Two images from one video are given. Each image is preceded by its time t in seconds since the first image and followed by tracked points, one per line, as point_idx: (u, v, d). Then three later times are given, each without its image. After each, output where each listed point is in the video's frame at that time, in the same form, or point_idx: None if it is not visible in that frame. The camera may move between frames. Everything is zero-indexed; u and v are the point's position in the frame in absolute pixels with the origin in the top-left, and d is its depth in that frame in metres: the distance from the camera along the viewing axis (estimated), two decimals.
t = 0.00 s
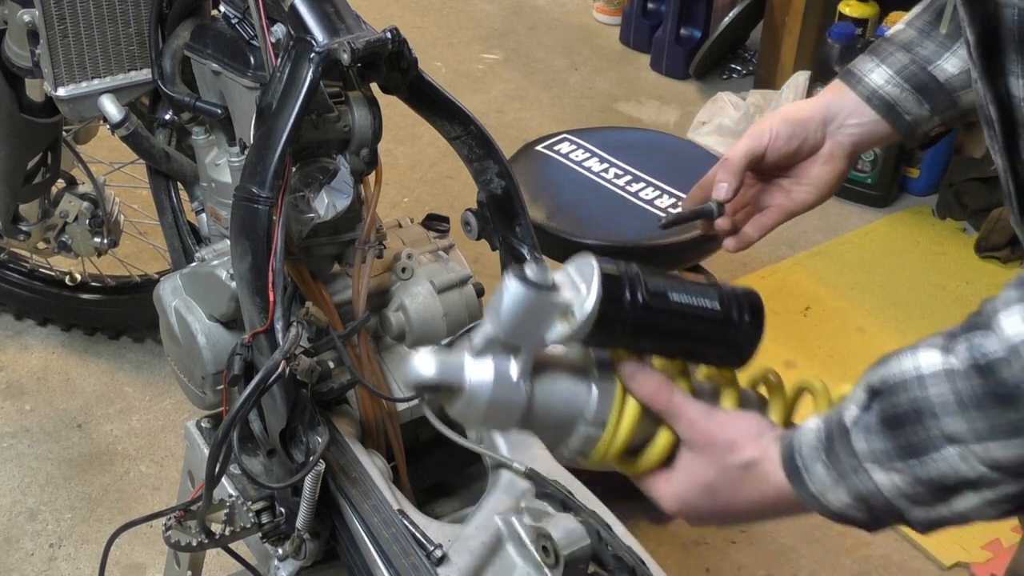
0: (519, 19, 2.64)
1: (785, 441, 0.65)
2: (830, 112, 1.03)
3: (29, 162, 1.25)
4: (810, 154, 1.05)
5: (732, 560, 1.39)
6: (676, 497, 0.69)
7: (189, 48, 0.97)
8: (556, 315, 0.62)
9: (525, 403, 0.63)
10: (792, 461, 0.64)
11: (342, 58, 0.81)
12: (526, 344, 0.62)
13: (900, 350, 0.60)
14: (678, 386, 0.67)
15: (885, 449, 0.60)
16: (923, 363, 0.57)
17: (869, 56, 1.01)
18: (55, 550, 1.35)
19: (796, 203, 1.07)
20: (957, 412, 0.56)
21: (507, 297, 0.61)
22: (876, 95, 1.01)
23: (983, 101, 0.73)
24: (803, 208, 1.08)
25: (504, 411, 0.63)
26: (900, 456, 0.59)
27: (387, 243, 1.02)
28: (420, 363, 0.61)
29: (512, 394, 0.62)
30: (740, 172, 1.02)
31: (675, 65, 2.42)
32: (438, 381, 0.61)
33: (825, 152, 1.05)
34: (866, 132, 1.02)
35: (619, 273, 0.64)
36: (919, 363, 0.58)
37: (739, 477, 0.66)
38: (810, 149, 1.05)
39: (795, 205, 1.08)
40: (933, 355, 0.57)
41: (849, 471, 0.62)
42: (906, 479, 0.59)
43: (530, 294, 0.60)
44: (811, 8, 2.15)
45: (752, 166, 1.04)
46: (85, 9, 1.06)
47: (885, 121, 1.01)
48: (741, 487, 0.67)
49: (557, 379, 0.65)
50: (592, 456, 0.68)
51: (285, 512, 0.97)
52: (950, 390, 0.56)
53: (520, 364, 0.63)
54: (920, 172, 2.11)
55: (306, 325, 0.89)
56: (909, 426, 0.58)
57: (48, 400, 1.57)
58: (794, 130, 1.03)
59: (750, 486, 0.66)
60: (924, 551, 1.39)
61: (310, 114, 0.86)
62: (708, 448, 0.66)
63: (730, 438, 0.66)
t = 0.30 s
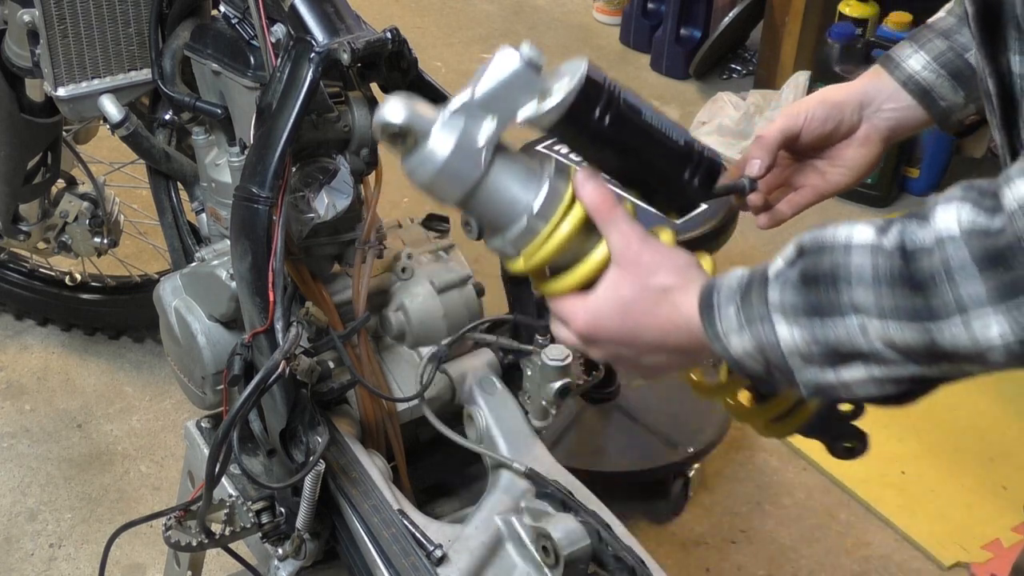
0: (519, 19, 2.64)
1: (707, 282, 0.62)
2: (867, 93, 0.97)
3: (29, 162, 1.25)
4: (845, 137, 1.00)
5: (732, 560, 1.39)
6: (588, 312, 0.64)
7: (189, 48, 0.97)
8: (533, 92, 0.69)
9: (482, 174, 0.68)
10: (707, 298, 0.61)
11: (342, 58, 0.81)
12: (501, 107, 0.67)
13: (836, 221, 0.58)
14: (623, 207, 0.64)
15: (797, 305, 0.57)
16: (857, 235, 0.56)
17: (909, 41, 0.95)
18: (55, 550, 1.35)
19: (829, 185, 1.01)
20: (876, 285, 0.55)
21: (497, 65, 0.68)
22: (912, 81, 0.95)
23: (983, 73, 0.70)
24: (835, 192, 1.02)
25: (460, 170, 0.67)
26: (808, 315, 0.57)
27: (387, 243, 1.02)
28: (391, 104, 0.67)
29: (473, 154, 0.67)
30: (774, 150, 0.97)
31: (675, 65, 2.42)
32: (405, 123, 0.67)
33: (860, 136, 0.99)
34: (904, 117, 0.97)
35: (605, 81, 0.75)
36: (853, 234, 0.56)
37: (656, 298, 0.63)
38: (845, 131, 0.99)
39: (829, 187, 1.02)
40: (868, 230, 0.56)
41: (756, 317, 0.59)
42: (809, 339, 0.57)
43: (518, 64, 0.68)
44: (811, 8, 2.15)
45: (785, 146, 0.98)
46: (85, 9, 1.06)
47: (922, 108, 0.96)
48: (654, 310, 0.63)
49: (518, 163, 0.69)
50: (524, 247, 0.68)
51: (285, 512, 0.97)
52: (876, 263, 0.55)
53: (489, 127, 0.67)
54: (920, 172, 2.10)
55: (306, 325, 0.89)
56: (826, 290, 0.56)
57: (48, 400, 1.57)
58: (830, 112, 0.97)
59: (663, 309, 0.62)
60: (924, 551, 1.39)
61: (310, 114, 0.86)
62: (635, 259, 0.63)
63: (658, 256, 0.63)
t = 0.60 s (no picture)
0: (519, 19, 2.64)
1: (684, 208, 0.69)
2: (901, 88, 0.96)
3: (29, 162, 1.25)
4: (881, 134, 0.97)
5: (732, 560, 1.39)
6: (564, 228, 0.71)
7: (189, 48, 0.97)
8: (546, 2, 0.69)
9: (479, 82, 0.70)
10: (684, 223, 0.67)
11: (342, 58, 0.80)
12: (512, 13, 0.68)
13: (812, 160, 0.65)
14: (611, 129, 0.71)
15: (770, 234, 0.64)
16: (831, 172, 0.63)
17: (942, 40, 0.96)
18: (55, 550, 1.35)
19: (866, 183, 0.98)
20: (846, 219, 0.61)
21: None
22: (946, 77, 0.95)
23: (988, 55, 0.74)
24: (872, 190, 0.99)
25: (458, 69, 0.69)
26: (781, 245, 0.64)
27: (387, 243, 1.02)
28: None
29: (474, 58, 0.69)
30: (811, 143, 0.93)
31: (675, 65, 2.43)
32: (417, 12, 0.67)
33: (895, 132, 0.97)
34: (939, 114, 0.95)
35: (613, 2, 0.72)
36: (829, 170, 0.63)
37: (630, 219, 0.69)
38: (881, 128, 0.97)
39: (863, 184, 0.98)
40: (842, 168, 0.63)
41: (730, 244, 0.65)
42: (779, 268, 0.64)
43: None
44: (811, 8, 2.15)
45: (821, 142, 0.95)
46: (85, 9, 1.06)
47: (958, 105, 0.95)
48: (625, 229, 0.69)
49: (516, 76, 0.72)
50: (510, 156, 0.71)
51: (285, 512, 0.97)
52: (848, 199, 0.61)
53: (494, 32, 0.68)
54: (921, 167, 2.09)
55: (305, 325, 0.90)
56: (799, 220, 0.63)
57: (48, 400, 1.57)
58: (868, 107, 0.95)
59: (633, 229, 0.69)
60: (924, 551, 1.39)
61: (309, 114, 0.86)
62: (614, 179, 0.70)
63: (636, 179, 0.70)
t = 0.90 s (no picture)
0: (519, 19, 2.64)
1: (723, 207, 0.66)
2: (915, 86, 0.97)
3: (29, 162, 1.25)
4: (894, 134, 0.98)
5: (732, 560, 1.39)
6: (600, 222, 0.68)
7: (189, 48, 0.97)
8: None
9: (534, 70, 0.66)
10: (723, 222, 0.65)
11: (342, 58, 0.80)
12: None
13: (854, 159, 0.63)
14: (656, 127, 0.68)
15: (815, 234, 0.62)
16: (877, 171, 0.61)
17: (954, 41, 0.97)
18: (55, 550, 1.35)
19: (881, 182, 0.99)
20: (893, 218, 0.59)
21: None
22: (958, 77, 0.96)
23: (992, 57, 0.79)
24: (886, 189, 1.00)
25: (514, 51, 0.65)
26: (825, 245, 0.62)
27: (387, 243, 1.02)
28: None
29: (532, 41, 0.65)
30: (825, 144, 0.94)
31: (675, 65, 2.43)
32: None
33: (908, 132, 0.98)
34: (952, 113, 0.96)
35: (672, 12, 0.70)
36: (874, 169, 0.61)
37: (669, 215, 0.66)
38: (894, 128, 0.98)
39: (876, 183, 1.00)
40: (887, 167, 0.61)
41: (774, 243, 0.63)
42: (822, 268, 0.62)
43: None
44: (810, 8, 2.15)
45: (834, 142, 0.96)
46: (85, 9, 1.06)
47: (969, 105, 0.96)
48: (666, 226, 0.66)
49: (570, 69, 0.68)
50: (556, 146, 0.67)
51: (285, 512, 0.97)
52: (896, 198, 0.59)
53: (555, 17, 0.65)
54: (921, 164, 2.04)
55: (306, 325, 0.90)
56: (845, 220, 0.61)
57: (48, 400, 1.57)
58: (881, 107, 0.96)
59: (673, 226, 0.66)
60: (924, 551, 1.39)
61: (309, 114, 0.86)
62: (658, 176, 0.66)
63: (680, 178, 0.67)
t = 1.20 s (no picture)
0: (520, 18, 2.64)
1: (801, 287, 0.65)
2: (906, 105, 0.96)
3: (29, 161, 1.25)
4: (885, 152, 0.98)
5: (732, 560, 1.39)
6: (673, 310, 0.68)
7: (189, 48, 0.97)
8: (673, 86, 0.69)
9: (603, 156, 0.68)
10: (801, 304, 0.64)
11: (342, 58, 0.80)
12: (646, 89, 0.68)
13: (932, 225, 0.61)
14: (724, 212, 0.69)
15: (899, 307, 0.61)
16: (958, 237, 0.59)
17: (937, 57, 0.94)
18: (55, 550, 1.35)
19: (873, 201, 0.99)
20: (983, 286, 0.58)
21: (645, 52, 0.69)
22: (944, 95, 0.94)
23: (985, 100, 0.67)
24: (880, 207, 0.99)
25: (586, 141, 0.67)
26: (912, 318, 0.60)
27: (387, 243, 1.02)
28: (546, 58, 0.66)
29: (604, 129, 0.67)
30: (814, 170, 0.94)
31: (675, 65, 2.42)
32: (554, 79, 0.66)
33: (899, 150, 0.97)
34: (940, 131, 0.95)
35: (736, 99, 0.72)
36: (955, 236, 0.59)
37: (743, 299, 0.66)
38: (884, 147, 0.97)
39: (871, 205, 0.99)
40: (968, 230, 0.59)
41: (864, 318, 0.62)
42: (913, 341, 0.60)
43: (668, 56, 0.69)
44: (811, 8, 2.15)
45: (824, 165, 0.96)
46: (85, 9, 1.06)
47: (957, 121, 0.94)
48: (741, 311, 0.66)
49: (637, 156, 0.70)
50: (625, 235, 0.70)
51: (285, 512, 0.97)
52: (983, 266, 0.58)
53: (626, 107, 0.68)
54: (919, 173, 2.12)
55: (306, 325, 0.90)
56: (932, 292, 0.60)
57: (47, 400, 1.57)
58: (869, 128, 0.95)
59: (747, 311, 0.66)
60: (924, 551, 1.39)
61: (310, 114, 0.86)
62: (730, 260, 0.67)
63: (752, 262, 0.67)
